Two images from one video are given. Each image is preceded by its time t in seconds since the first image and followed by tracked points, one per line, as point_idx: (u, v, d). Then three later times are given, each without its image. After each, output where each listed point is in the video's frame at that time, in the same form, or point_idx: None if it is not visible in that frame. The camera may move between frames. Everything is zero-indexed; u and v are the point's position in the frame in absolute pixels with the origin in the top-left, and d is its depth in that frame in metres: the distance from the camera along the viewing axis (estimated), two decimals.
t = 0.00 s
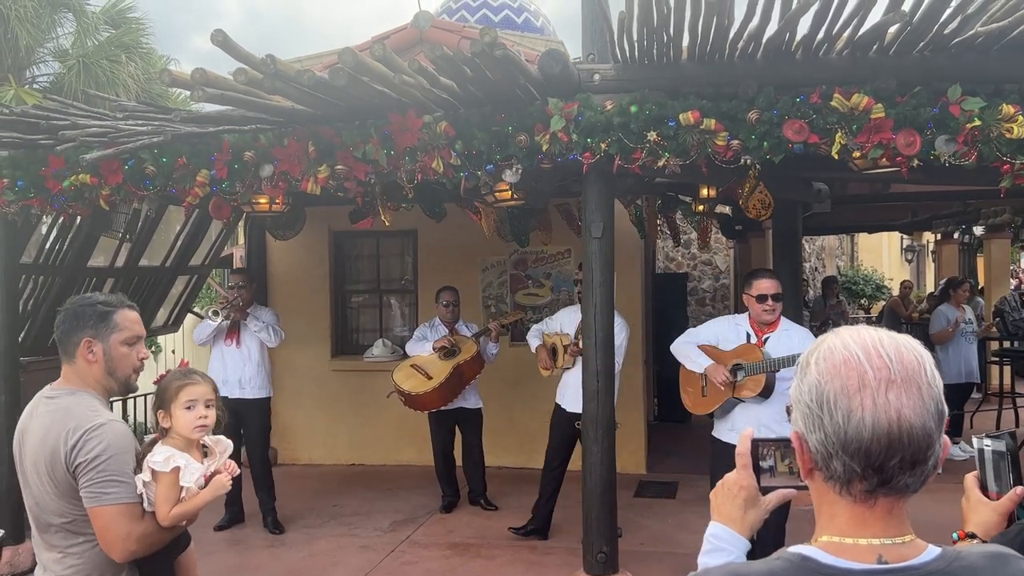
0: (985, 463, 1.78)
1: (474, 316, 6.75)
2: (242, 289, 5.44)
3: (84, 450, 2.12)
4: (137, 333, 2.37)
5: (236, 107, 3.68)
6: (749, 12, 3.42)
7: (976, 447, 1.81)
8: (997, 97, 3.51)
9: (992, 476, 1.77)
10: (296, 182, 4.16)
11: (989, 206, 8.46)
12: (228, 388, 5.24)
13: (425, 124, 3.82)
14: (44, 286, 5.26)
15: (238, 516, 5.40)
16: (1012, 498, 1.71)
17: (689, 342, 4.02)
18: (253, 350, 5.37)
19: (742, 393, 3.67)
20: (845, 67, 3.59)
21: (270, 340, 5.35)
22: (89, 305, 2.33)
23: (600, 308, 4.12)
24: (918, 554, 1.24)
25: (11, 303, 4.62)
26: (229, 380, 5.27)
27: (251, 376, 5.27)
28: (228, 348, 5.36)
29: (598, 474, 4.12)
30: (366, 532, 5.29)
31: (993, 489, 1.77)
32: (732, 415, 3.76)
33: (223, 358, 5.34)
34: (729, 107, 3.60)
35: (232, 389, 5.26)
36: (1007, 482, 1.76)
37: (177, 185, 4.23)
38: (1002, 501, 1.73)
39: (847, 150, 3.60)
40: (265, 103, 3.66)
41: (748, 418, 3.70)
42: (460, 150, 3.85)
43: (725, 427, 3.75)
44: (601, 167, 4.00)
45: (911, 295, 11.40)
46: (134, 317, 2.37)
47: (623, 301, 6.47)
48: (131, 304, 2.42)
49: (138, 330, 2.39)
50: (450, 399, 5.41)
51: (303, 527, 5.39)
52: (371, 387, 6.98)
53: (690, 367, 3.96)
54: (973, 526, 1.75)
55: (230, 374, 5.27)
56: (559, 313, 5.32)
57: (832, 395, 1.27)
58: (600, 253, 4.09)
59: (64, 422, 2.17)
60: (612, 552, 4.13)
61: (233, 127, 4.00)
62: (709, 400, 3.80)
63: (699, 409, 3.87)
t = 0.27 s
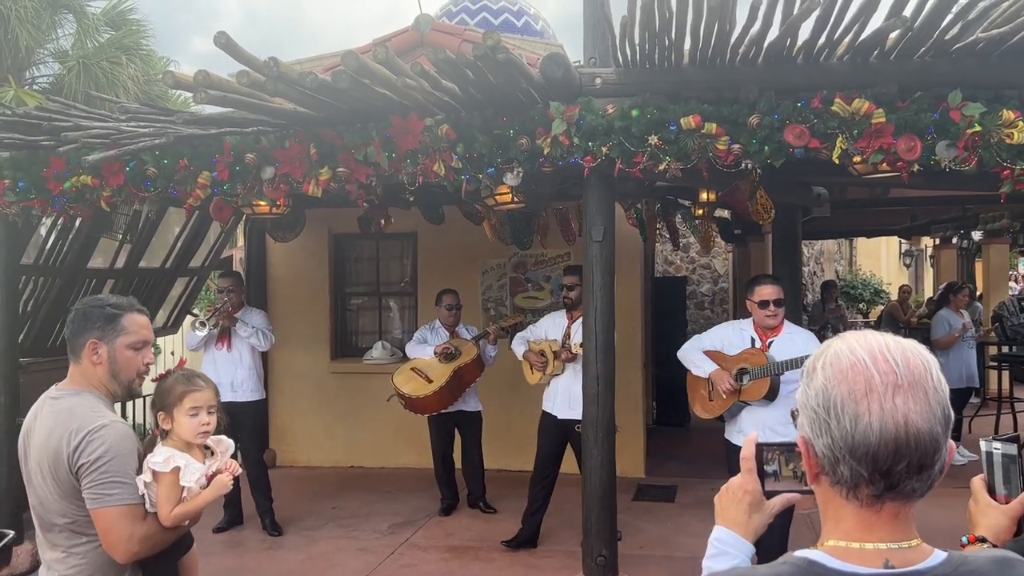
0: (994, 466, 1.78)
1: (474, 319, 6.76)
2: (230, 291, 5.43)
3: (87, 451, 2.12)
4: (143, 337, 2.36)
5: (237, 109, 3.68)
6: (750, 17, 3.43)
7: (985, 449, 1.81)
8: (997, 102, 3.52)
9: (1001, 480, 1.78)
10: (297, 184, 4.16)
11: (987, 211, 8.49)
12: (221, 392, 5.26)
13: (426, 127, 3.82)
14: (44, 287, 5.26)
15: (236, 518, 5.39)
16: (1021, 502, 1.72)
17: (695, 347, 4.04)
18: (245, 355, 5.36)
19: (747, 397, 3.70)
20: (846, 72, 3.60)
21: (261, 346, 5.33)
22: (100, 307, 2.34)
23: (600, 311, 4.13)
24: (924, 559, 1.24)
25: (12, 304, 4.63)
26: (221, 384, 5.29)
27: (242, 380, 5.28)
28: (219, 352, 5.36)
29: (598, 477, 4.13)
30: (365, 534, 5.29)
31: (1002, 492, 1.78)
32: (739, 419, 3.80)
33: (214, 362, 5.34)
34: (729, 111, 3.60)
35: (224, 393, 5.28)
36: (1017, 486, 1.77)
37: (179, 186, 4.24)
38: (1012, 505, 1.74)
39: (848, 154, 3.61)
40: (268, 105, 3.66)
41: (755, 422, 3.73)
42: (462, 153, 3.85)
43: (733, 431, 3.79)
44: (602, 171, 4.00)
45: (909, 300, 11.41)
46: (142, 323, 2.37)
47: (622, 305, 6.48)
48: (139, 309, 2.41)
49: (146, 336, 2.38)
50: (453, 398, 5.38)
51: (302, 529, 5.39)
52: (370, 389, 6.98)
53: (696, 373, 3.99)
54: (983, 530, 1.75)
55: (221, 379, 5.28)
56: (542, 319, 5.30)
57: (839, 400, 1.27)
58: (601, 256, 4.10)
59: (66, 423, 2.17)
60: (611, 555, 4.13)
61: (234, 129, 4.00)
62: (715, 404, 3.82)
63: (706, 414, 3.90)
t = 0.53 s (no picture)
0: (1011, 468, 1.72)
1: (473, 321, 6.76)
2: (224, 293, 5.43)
3: (79, 448, 2.11)
4: (140, 340, 2.36)
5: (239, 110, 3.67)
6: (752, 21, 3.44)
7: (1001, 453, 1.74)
8: (997, 108, 3.52)
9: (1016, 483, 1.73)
10: (298, 186, 4.16)
11: (985, 216, 8.51)
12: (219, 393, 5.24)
13: (428, 128, 3.82)
14: (43, 287, 5.26)
15: (234, 519, 5.37)
16: None
17: (699, 355, 4.07)
18: (242, 356, 5.36)
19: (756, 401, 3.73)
20: (846, 76, 3.60)
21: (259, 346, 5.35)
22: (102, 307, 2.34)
23: (600, 314, 4.13)
24: (932, 562, 1.25)
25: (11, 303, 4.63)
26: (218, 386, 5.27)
27: (240, 381, 5.28)
28: (216, 353, 5.35)
29: (597, 479, 4.12)
30: (363, 536, 5.28)
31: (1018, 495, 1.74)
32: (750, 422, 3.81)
33: (211, 364, 5.32)
34: (731, 115, 3.61)
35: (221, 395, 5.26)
36: None
37: (179, 187, 4.23)
38: None
39: (848, 159, 3.62)
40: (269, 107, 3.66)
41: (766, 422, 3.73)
42: (463, 155, 3.86)
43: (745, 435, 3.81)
44: (603, 174, 4.01)
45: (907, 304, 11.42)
46: (139, 324, 2.37)
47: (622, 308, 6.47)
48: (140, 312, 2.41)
49: (143, 338, 2.37)
50: (454, 399, 5.37)
51: (300, 530, 5.38)
52: (368, 391, 6.97)
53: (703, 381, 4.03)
54: (1003, 535, 1.71)
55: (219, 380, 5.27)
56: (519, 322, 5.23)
57: (848, 402, 1.27)
58: (601, 259, 4.10)
59: (59, 420, 2.16)
60: (610, 558, 4.12)
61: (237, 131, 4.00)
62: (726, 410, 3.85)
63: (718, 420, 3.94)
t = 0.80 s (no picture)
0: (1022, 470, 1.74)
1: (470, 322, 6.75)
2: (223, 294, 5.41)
3: (54, 445, 2.12)
4: (125, 341, 2.35)
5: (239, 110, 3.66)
6: (753, 25, 3.45)
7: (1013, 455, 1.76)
8: (996, 112, 3.54)
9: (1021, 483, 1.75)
10: (297, 186, 4.15)
11: (981, 220, 8.54)
12: (220, 394, 5.20)
13: (428, 130, 3.83)
14: (40, 287, 5.23)
15: (231, 520, 5.36)
16: None
17: (708, 356, 4.17)
18: (243, 357, 5.34)
19: (764, 397, 3.85)
20: (846, 80, 3.61)
21: (261, 346, 5.36)
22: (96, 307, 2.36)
23: (600, 316, 4.13)
24: (942, 565, 1.26)
25: (9, 303, 4.62)
26: (219, 386, 5.23)
27: (241, 381, 5.25)
28: (216, 354, 5.30)
29: (596, 481, 4.13)
30: (361, 538, 5.27)
31: None
32: (758, 420, 3.91)
33: (212, 364, 5.28)
34: (731, 118, 3.61)
35: (222, 395, 5.21)
36: None
37: (179, 188, 4.22)
38: None
39: (848, 162, 3.64)
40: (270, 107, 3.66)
41: (776, 421, 3.85)
42: (463, 157, 3.86)
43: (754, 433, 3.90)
44: (603, 176, 4.01)
45: (903, 308, 11.45)
46: (127, 328, 2.36)
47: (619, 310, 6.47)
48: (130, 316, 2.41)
49: (131, 341, 2.38)
50: (451, 402, 5.39)
51: (297, 532, 5.37)
52: (365, 393, 6.96)
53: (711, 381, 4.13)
54: None
55: (220, 380, 5.23)
56: (497, 324, 5.21)
57: (859, 405, 1.27)
58: (601, 261, 4.11)
59: (37, 418, 2.18)
60: (608, 560, 4.12)
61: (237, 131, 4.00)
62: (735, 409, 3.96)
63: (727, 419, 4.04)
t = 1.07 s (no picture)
0: None
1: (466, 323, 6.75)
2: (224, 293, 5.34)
3: (20, 443, 2.24)
4: (107, 344, 2.45)
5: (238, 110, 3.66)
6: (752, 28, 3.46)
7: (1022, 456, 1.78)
8: (994, 116, 3.55)
9: None
10: (296, 187, 4.15)
11: (976, 224, 8.58)
12: (222, 395, 5.18)
13: (427, 132, 3.84)
14: (37, 287, 5.21)
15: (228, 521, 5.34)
16: None
17: (720, 355, 4.24)
18: (244, 357, 5.34)
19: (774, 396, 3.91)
20: (844, 84, 3.62)
21: (265, 347, 5.38)
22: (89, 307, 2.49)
23: (598, 318, 4.14)
24: (947, 564, 1.27)
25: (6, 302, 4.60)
26: (221, 386, 5.19)
27: (242, 381, 5.23)
28: (218, 355, 5.28)
29: (594, 483, 4.13)
30: (357, 539, 5.26)
31: None
32: (767, 419, 3.97)
33: (214, 364, 5.25)
34: (730, 120, 3.63)
35: (224, 395, 5.18)
36: None
37: (177, 188, 4.21)
38: None
39: (846, 165, 3.66)
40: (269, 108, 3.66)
41: (785, 422, 3.90)
42: (462, 158, 3.86)
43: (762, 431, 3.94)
44: (602, 178, 4.02)
45: (898, 311, 11.49)
46: (111, 331, 2.47)
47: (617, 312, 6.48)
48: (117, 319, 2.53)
49: (114, 344, 2.49)
50: (448, 406, 5.42)
51: (294, 532, 5.36)
52: (362, 394, 6.95)
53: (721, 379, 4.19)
54: None
55: (223, 381, 5.20)
56: (485, 326, 5.19)
57: (867, 406, 1.28)
58: (600, 263, 4.11)
59: (10, 413, 2.29)
60: (606, 561, 4.12)
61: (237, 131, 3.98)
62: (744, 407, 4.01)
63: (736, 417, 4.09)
